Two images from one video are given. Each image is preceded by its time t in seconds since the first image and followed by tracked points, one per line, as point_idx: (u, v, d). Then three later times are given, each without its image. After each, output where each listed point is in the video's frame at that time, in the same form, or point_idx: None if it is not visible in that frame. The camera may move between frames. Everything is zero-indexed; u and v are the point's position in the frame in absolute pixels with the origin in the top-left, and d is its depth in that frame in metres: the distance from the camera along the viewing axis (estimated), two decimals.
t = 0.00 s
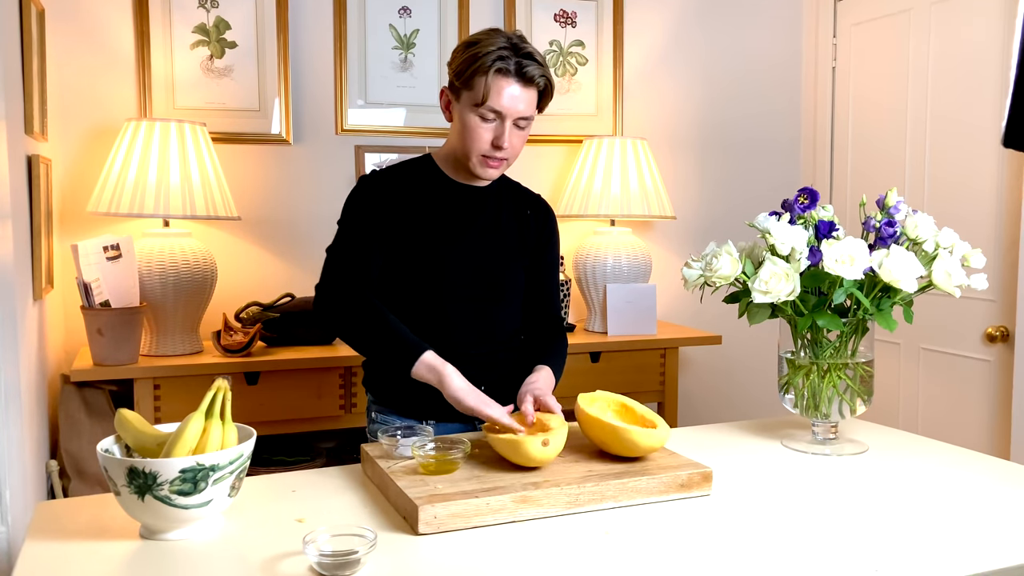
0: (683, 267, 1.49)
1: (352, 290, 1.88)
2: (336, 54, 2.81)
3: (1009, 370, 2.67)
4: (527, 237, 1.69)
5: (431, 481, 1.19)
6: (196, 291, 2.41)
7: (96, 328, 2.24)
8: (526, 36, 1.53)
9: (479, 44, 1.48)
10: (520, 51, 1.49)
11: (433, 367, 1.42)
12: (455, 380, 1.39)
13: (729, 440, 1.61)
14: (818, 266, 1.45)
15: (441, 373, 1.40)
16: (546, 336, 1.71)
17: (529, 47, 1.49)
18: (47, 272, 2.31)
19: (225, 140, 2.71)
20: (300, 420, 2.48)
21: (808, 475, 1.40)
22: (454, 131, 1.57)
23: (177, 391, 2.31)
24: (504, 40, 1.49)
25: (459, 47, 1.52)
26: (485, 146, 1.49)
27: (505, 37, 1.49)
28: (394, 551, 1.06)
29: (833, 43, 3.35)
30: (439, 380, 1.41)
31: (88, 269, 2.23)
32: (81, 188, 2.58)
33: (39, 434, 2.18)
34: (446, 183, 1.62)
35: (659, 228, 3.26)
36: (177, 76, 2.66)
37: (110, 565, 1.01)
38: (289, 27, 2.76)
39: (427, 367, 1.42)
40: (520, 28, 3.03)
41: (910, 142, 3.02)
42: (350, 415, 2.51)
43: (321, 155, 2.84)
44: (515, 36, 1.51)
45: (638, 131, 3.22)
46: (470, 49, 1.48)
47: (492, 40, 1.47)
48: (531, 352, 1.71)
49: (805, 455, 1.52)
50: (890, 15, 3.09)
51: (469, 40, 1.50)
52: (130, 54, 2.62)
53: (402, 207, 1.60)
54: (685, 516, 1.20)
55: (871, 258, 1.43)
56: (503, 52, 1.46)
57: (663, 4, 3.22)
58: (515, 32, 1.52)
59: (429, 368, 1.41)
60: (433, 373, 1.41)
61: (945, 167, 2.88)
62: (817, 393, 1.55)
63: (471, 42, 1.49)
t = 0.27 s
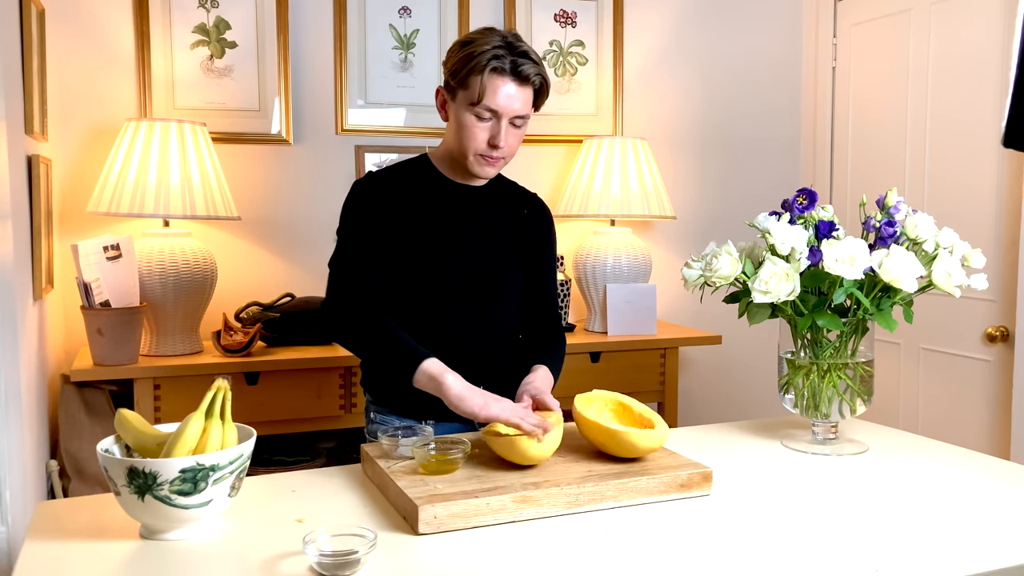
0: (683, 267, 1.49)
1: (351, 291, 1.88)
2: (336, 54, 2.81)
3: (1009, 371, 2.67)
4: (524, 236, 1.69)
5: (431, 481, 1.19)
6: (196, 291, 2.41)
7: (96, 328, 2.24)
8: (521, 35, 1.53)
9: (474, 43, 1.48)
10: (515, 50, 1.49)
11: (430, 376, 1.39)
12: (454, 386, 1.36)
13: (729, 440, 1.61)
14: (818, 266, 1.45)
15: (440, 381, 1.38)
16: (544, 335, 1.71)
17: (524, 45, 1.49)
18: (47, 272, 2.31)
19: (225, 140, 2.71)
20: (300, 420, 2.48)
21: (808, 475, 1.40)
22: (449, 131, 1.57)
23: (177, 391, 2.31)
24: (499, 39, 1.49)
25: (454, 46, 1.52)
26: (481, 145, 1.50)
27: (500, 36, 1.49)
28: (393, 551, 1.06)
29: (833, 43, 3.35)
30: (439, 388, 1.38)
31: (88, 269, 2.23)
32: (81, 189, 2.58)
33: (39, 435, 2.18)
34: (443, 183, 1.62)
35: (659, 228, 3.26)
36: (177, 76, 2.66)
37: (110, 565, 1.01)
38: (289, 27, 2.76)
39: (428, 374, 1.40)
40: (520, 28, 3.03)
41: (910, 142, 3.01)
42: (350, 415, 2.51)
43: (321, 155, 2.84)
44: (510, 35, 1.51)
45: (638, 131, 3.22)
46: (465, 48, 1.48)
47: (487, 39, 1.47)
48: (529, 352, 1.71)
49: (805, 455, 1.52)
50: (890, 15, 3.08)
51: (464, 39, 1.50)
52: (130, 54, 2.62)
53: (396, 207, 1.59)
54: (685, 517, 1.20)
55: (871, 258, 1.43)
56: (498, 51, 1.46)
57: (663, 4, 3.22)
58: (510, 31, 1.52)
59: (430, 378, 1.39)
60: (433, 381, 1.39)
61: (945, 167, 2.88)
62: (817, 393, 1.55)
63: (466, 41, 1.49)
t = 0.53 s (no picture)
0: (683, 267, 1.49)
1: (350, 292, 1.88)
2: (335, 54, 2.81)
3: (1009, 371, 2.67)
4: (521, 235, 1.69)
5: (431, 481, 1.19)
6: (196, 291, 2.41)
7: (96, 328, 2.24)
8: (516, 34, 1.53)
9: (469, 43, 1.47)
10: (510, 49, 1.49)
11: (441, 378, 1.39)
12: (464, 386, 1.36)
13: (729, 440, 1.61)
14: (818, 266, 1.45)
15: (450, 382, 1.37)
16: (542, 334, 1.71)
17: (518, 44, 1.49)
18: (47, 272, 2.31)
19: (225, 140, 2.71)
20: (300, 420, 2.48)
21: (808, 475, 1.40)
22: (445, 131, 1.57)
23: (177, 391, 2.31)
24: (494, 38, 1.49)
25: (448, 46, 1.52)
26: (477, 145, 1.50)
27: (495, 36, 1.49)
28: (393, 551, 1.06)
29: (833, 43, 3.35)
30: (449, 390, 1.38)
31: (88, 269, 2.23)
32: (81, 188, 2.58)
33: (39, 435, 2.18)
34: (440, 183, 1.62)
35: (659, 228, 3.26)
36: (177, 76, 2.66)
37: (110, 564, 1.01)
38: (289, 27, 2.76)
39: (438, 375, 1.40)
40: (520, 28, 3.03)
41: (910, 142, 3.01)
42: (350, 415, 2.51)
43: (321, 155, 2.84)
44: (505, 34, 1.50)
45: (638, 131, 3.22)
46: (460, 48, 1.48)
47: (482, 39, 1.47)
48: (528, 351, 1.72)
49: (805, 455, 1.52)
50: (890, 15, 3.08)
51: (458, 39, 1.50)
52: (130, 54, 2.62)
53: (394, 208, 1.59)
54: (685, 517, 1.19)
55: (872, 258, 1.43)
56: (493, 51, 1.46)
57: (663, 4, 3.22)
58: (505, 30, 1.51)
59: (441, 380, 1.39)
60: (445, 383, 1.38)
61: (945, 167, 2.88)
62: (817, 393, 1.55)
63: (461, 41, 1.49)
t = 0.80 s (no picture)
0: (683, 267, 1.49)
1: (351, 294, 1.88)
2: (335, 54, 2.81)
3: (1009, 370, 2.67)
4: (520, 234, 1.69)
5: (431, 481, 1.19)
6: (196, 291, 2.41)
7: (96, 328, 2.24)
8: (515, 35, 1.53)
9: (467, 44, 1.47)
10: (509, 50, 1.48)
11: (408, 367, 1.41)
12: (432, 377, 1.39)
13: (729, 440, 1.61)
14: (818, 266, 1.45)
15: (417, 373, 1.40)
16: (542, 334, 1.71)
17: (517, 46, 1.49)
18: (47, 272, 2.31)
19: (225, 140, 2.71)
20: (300, 420, 2.48)
21: (808, 475, 1.40)
22: (444, 131, 1.57)
23: (177, 391, 2.31)
24: (493, 40, 1.48)
25: (447, 47, 1.52)
26: (476, 147, 1.50)
27: (493, 37, 1.49)
28: (393, 551, 1.06)
29: (833, 43, 3.35)
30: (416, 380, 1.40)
31: (87, 269, 2.23)
32: (82, 188, 2.58)
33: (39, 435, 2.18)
34: (438, 183, 1.62)
35: (659, 228, 3.26)
36: (177, 76, 2.66)
37: (110, 564, 1.01)
38: (289, 27, 2.76)
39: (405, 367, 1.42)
40: (520, 28, 3.03)
41: (910, 142, 3.02)
42: (349, 415, 2.51)
43: (321, 155, 2.84)
44: (503, 35, 1.50)
45: (638, 131, 3.22)
46: (458, 50, 1.48)
47: (480, 40, 1.47)
48: (529, 351, 1.71)
49: (805, 455, 1.52)
50: (890, 15, 3.08)
51: (457, 40, 1.49)
52: (130, 54, 2.62)
53: (391, 208, 1.60)
54: (685, 516, 1.20)
55: (872, 258, 1.43)
56: (491, 53, 1.46)
57: (663, 4, 3.22)
58: (504, 31, 1.51)
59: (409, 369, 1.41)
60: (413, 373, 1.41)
61: (945, 167, 2.88)
62: (817, 393, 1.55)
63: (459, 43, 1.49)
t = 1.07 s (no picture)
0: (683, 267, 1.49)
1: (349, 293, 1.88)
2: (336, 54, 2.81)
3: (1009, 371, 2.67)
4: (520, 234, 1.70)
5: (431, 481, 1.19)
6: (196, 291, 2.41)
7: (96, 328, 2.24)
8: (515, 37, 1.53)
9: (467, 46, 1.47)
10: (509, 52, 1.48)
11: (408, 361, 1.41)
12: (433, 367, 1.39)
13: (729, 440, 1.61)
14: (818, 266, 1.45)
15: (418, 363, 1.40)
16: (541, 334, 1.71)
17: (518, 48, 1.49)
18: (47, 272, 2.31)
19: (226, 140, 2.71)
20: (300, 420, 2.48)
21: (808, 475, 1.40)
22: (444, 132, 1.57)
23: (177, 391, 2.31)
24: (493, 41, 1.48)
25: (447, 47, 1.52)
26: (474, 148, 1.50)
27: (494, 39, 1.49)
28: (393, 551, 1.06)
29: (832, 43, 3.35)
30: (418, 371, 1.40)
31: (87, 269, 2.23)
32: (82, 188, 2.58)
33: (39, 435, 2.18)
34: (438, 183, 1.62)
35: (659, 228, 3.26)
36: (177, 76, 2.66)
37: (110, 564, 1.01)
38: (289, 27, 2.76)
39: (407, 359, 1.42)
40: (521, 28, 3.03)
41: (910, 142, 3.02)
42: (350, 415, 2.51)
43: (321, 155, 2.84)
44: (504, 37, 1.50)
45: (638, 131, 3.22)
46: (458, 51, 1.48)
47: (480, 42, 1.47)
48: (528, 350, 1.72)
49: (805, 455, 1.52)
50: (889, 15, 3.08)
51: (458, 41, 1.49)
52: (130, 54, 2.62)
53: (391, 208, 1.60)
54: (685, 516, 1.20)
55: (872, 258, 1.43)
56: (491, 55, 1.46)
57: (663, 4, 3.22)
58: (504, 33, 1.51)
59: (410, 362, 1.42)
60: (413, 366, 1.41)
61: (945, 167, 2.88)
62: (817, 393, 1.55)
63: (460, 44, 1.49)
